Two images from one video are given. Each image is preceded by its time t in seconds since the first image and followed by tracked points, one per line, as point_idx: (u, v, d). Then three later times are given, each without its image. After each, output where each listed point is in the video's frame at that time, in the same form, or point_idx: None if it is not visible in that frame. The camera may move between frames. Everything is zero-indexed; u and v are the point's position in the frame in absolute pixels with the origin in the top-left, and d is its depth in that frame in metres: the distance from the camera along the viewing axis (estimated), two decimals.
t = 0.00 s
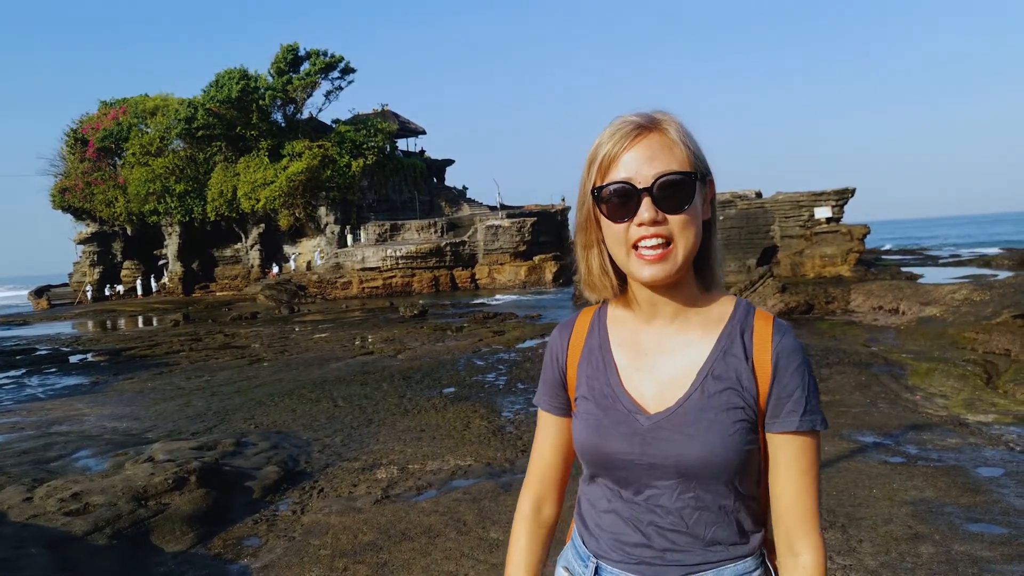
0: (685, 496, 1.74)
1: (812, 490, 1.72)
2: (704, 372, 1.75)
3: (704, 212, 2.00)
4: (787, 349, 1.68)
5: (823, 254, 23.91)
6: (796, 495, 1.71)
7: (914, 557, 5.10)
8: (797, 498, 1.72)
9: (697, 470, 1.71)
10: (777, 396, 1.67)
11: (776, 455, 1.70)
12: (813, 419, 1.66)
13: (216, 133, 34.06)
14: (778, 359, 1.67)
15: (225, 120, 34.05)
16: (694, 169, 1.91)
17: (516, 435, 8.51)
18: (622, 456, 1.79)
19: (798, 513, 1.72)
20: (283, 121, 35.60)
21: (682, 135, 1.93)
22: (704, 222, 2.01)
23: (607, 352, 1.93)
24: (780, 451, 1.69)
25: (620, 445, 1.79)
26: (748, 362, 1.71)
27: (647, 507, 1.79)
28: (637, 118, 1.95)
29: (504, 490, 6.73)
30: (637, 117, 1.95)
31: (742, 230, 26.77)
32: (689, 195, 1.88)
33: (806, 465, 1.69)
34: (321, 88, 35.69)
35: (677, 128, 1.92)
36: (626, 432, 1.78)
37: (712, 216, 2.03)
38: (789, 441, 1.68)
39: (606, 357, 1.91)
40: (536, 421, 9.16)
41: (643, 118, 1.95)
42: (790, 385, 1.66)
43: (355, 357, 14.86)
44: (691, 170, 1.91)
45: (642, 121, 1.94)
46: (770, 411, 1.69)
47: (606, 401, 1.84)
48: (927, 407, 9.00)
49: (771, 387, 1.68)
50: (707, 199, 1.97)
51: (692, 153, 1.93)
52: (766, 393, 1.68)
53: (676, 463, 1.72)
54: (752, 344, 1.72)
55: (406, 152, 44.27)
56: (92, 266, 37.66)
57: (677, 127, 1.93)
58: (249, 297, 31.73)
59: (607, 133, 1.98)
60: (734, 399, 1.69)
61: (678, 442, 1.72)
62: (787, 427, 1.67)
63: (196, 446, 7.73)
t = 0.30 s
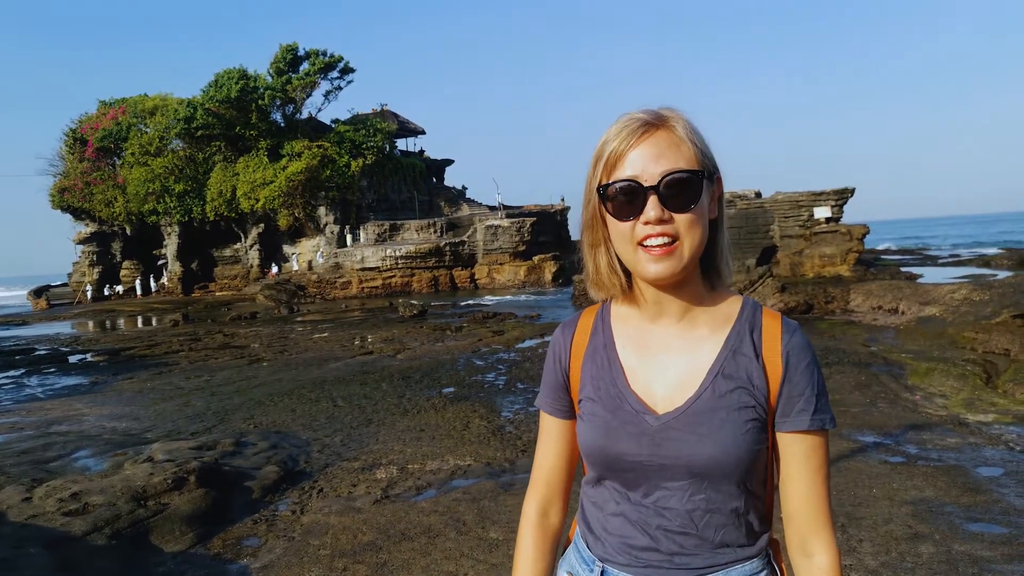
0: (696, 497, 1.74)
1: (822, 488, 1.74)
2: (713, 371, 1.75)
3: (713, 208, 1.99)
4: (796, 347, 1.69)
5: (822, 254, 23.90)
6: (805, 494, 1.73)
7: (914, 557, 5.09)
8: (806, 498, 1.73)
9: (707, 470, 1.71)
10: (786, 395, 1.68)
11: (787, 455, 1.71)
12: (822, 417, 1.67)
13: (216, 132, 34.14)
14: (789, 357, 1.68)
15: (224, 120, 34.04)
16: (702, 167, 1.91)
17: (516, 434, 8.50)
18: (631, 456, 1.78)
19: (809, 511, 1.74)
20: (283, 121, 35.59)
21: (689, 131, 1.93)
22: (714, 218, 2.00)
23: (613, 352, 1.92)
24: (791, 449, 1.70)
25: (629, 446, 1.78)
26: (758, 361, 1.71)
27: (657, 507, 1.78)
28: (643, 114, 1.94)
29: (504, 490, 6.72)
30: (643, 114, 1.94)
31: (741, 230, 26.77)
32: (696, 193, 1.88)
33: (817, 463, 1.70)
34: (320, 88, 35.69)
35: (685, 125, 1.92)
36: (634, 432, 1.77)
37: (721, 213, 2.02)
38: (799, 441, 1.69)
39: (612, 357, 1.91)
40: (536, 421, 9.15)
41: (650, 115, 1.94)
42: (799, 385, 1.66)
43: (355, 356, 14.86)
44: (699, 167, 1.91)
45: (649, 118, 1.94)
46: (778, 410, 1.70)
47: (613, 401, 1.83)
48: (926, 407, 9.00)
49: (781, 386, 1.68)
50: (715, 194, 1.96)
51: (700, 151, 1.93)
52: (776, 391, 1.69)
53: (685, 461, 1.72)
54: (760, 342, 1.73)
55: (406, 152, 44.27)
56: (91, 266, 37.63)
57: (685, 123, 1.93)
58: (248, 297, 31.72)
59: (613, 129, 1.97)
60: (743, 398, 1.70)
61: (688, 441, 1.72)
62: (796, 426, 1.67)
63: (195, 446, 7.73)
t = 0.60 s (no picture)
0: (688, 496, 1.74)
1: (820, 489, 1.73)
2: (706, 370, 1.75)
3: (709, 211, 1.98)
4: (790, 346, 1.68)
5: (823, 254, 23.89)
6: (802, 493, 1.72)
7: (916, 557, 5.09)
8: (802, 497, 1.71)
9: (699, 469, 1.71)
10: (780, 396, 1.67)
11: (783, 455, 1.70)
12: (818, 417, 1.67)
13: (216, 132, 34.21)
14: (782, 357, 1.67)
15: (224, 119, 34.15)
16: (698, 174, 1.90)
17: (516, 434, 8.50)
18: (624, 455, 1.79)
19: (804, 513, 1.73)
20: (283, 121, 35.55)
21: (687, 135, 1.90)
22: (710, 220, 1.99)
23: (609, 352, 1.92)
24: (788, 450, 1.69)
25: (621, 444, 1.79)
26: (751, 360, 1.71)
27: (650, 506, 1.79)
28: (641, 117, 1.92)
29: (505, 490, 6.72)
30: (641, 117, 1.93)
31: (742, 230, 26.77)
32: (692, 202, 1.87)
33: (814, 463, 1.69)
34: (320, 87, 35.71)
35: (684, 129, 1.89)
36: (627, 432, 1.78)
37: (718, 215, 2.01)
38: (795, 440, 1.68)
39: (607, 355, 1.92)
40: (537, 421, 9.15)
41: (648, 118, 1.92)
42: (792, 385, 1.66)
43: (355, 356, 14.86)
44: (695, 176, 1.90)
45: (646, 121, 1.92)
46: (772, 410, 1.69)
47: (608, 400, 1.84)
48: (927, 407, 9.00)
49: (774, 386, 1.68)
50: (712, 198, 1.94)
51: (698, 157, 1.91)
52: (769, 391, 1.68)
53: (678, 461, 1.72)
54: (754, 342, 1.72)
55: (406, 152, 44.28)
56: (92, 266, 37.65)
57: (683, 126, 1.90)
58: (248, 297, 31.71)
59: (610, 133, 1.96)
60: (736, 397, 1.69)
61: (679, 440, 1.72)
62: (790, 426, 1.66)
63: (196, 446, 7.73)
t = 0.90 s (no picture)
0: (683, 496, 1.74)
1: (820, 492, 1.71)
2: (702, 368, 1.74)
3: (713, 210, 1.97)
4: (788, 345, 1.66)
5: (823, 254, 23.89)
6: (803, 496, 1.70)
7: (918, 558, 5.09)
8: (801, 499, 1.70)
9: (694, 468, 1.71)
10: (776, 396, 1.66)
11: (782, 456, 1.69)
12: (817, 419, 1.64)
13: (217, 133, 34.28)
14: (778, 356, 1.66)
15: (225, 120, 34.21)
16: (703, 171, 1.89)
17: (518, 434, 8.50)
18: (620, 454, 1.80)
19: (803, 516, 1.71)
20: (284, 121, 35.59)
21: (693, 132, 1.90)
22: (713, 219, 1.98)
23: (608, 350, 1.93)
24: (785, 451, 1.68)
25: (618, 444, 1.80)
26: (748, 360, 1.70)
27: (647, 505, 1.79)
28: (647, 114, 1.92)
29: (507, 490, 6.73)
30: (647, 114, 1.93)
31: (743, 230, 26.77)
32: (695, 198, 1.87)
33: (814, 466, 1.67)
34: (321, 88, 35.74)
35: (689, 128, 1.90)
36: (622, 431, 1.79)
37: (722, 214, 2.00)
38: (791, 441, 1.67)
39: (606, 354, 1.93)
40: (538, 421, 9.14)
41: (655, 114, 1.92)
42: (790, 387, 1.64)
43: (355, 356, 14.86)
44: (700, 173, 1.89)
45: (653, 117, 1.92)
46: (769, 411, 1.68)
47: (605, 399, 1.85)
48: (929, 407, 9.00)
49: (771, 386, 1.66)
50: (715, 195, 1.94)
51: (703, 155, 1.91)
52: (765, 390, 1.67)
53: (672, 460, 1.72)
54: (750, 341, 1.71)
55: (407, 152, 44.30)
56: (92, 266, 37.66)
57: (690, 124, 1.90)
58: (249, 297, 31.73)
59: (616, 128, 1.96)
60: (733, 396, 1.69)
61: (674, 439, 1.72)
62: (787, 428, 1.65)
63: (197, 445, 7.73)
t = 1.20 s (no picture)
0: (691, 499, 1.75)
1: (829, 495, 1.70)
2: (710, 370, 1.74)
3: (717, 210, 1.97)
4: (795, 347, 1.66)
5: (824, 254, 23.88)
6: (811, 499, 1.70)
7: (922, 558, 5.09)
8: (807, 502, 1.70)
9: (702, 470, 1.71)
10: (784, 398, 1.66)
11: (789, 458, 1.69)
12: (824, 421, 1.64)
13: (218, 132, 34.29)
14: (786, 358, 1.66)
15: (226, 119, 34.23)
16: (707, 170, 1.90)
17: (519, 434, 8.50)
18: (627, 456, 1.80)
19: (812, 520, 1.70)
20: (285, 121, 35.61)
21: (697, 132, 1.91)
22: (717, 220, 1.98)
23: (614, 352, 1.93)
24: (794, 453, 1.68)
25: (624, 446, 1.80)
26: (756, 363, 1.70)
27: (654, 508, 1.79)
28: (652, 113, 1.93)
29: (509, 490, 6.73)
30: (652, 112, 1.93)
31: (744, 230, 26.75)
32: (702, 197, 1.87)
33: (822, 467, 1.67)
34: (322, 88, 35.74)
35: (693, 127, 1.90)
36: (629, 432, 1.79)
37: (726, 214, 2.00)
38: (800, 443, 1.67)
39: (613, 356, 1.92)
40: (540, 421, 9.15)
41: (659, 113, 1.92)
42: (799, 389, 1.64)
43: (357, 356, 14.86)
44: (704, 171, 1.90)
45: (657, 116, 1.92)
46: (777, 413, 1.68)
47: (612, 402, 1.85)
48: (931, 406, 9.00)
49: (778, 388, 1.66)
50: (720, 195, 1.94)
51: (707, 154, 1.92)
52: (773, 394, 1.67)
53: (680, 462, 1.72)
54: (759, 343, 1.71)
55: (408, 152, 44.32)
56: (93, 266, 37.69)
57: (693, 123, 1.91)
58: (250, 297, 31.71)
59: (620, 127, 1.96)
60: (739, 399, 1.69)
61: (683, 441, 1.71)
62: (795, 430, 1.65)
63: (199, 445, 7.73)
